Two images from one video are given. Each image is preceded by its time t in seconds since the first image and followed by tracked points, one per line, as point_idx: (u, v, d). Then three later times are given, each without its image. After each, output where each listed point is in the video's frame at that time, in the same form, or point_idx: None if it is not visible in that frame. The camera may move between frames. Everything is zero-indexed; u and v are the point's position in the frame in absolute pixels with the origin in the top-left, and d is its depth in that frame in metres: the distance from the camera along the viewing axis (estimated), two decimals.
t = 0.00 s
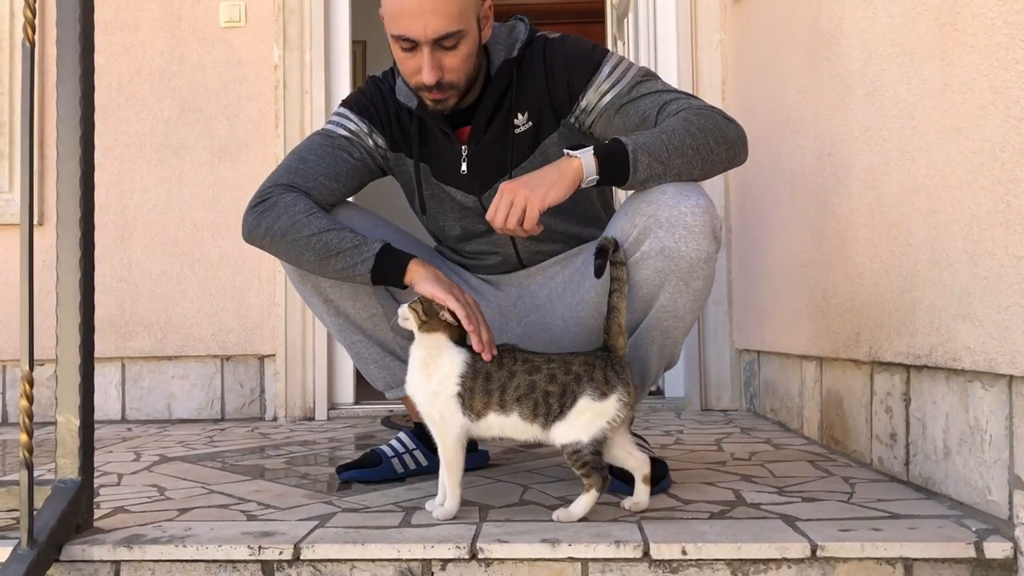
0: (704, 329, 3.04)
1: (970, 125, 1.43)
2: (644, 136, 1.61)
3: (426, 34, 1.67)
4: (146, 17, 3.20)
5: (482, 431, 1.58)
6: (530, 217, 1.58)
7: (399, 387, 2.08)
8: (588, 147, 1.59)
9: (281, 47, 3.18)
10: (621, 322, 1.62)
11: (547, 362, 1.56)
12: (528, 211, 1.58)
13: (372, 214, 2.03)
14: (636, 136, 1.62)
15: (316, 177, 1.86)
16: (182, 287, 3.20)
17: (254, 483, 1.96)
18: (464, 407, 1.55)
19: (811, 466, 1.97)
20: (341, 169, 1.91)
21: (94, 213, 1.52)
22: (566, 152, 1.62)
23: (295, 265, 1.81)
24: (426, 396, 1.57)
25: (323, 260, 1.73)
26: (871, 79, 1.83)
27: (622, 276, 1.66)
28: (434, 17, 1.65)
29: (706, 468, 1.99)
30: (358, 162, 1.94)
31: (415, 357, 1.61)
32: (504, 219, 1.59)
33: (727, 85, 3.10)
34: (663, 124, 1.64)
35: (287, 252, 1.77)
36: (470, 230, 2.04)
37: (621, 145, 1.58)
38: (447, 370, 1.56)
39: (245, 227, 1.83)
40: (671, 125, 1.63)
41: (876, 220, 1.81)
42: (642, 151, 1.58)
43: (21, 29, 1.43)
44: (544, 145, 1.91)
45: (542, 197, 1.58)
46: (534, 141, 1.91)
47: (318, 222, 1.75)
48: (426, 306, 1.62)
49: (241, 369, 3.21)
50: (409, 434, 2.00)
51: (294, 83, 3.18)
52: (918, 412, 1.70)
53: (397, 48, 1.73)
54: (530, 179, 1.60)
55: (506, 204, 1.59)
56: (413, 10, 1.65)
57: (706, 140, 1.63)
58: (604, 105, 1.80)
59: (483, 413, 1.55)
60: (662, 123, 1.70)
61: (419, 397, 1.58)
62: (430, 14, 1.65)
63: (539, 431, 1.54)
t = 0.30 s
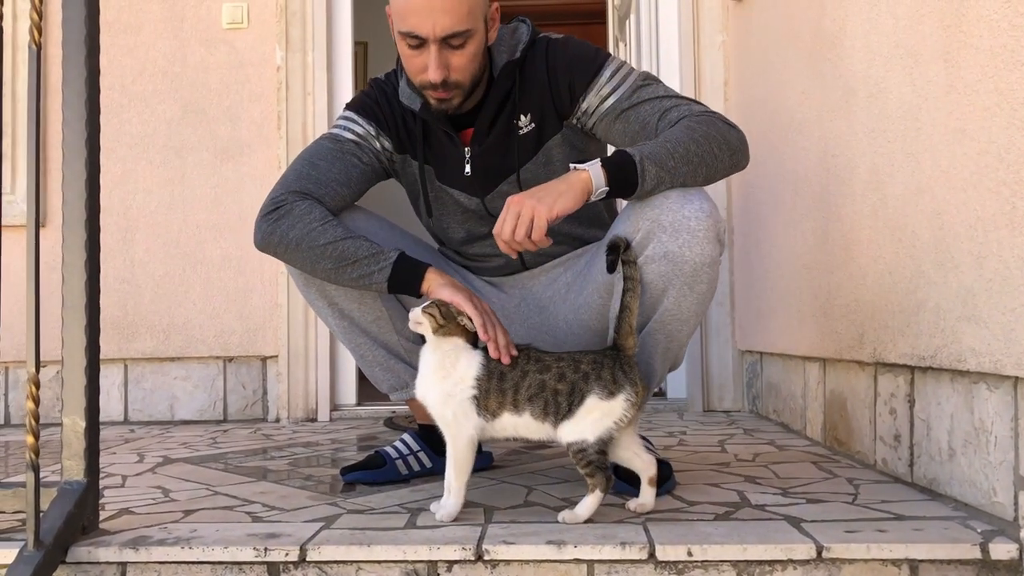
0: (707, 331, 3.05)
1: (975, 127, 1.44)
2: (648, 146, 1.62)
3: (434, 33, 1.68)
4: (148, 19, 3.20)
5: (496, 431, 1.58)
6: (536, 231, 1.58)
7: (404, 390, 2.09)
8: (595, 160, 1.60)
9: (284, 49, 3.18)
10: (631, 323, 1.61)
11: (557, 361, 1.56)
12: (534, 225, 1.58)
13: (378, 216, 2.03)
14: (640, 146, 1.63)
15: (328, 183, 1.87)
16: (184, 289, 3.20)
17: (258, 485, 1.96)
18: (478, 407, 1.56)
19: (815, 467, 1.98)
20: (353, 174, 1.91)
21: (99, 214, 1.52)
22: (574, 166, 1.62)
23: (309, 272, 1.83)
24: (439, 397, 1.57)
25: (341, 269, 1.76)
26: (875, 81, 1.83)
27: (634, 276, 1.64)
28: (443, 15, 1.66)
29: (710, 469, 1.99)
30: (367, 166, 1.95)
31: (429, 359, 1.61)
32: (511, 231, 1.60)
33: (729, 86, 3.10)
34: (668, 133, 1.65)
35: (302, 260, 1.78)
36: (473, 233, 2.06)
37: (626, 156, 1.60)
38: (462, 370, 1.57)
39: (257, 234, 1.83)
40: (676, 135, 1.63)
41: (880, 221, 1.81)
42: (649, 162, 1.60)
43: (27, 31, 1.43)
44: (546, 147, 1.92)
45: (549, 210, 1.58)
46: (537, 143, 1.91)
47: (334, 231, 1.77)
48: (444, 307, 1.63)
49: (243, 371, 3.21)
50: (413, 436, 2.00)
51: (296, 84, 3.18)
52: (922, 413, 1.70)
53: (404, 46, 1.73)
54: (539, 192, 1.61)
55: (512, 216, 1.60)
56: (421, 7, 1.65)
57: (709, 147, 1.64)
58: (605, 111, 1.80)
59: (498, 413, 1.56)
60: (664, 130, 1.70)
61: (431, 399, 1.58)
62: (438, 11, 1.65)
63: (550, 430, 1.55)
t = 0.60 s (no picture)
0: (707, 332, 3.06)
1: (975, 128, 1.44)
2: (644, 155, 1.63)
3: (437, 33, 1.68)
4: (149, 20, 3.21)
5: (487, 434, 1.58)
6: (530, 250, 1.61)
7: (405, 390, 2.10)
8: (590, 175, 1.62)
9: (284, 50, 3.19)
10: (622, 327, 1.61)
11: (552, 362, 1.56)
12: (529, 245, 1.61)
13: (381, 216, 2.03)
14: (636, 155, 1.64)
15: (333, 187, 1.87)
16: (185, 290, 3.20)
17: (260, 486, 1.96)
18: (472, 408, 1.55)
19: (815, 468, 1.98)
20: (357, 177, 1.91)
21: (102, 215, 1.52)
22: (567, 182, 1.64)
23: (313, 277, 1.83)
24: (433, 398, 1.56)
25: (347, 275, 1.76)
26: (875, 82, 1.83)
27: (636, 278, 1.65)
28: (444, 15, 1.66)
29: (711, 470, 1.99)
30: (370, 169, 1.95)
31: (426, 361, 1.60)
32: (507, 253, 1.63)
33: (729, 87, 3.11)
34: (665, 137, 1.65)
35: (308, 266, 1.79)
36: (475, 235, 2.07)
37: (623, 169, 1.61)
38: (458, 373, 1.56)
39: (262, 239, 1.82)
40: (673, 139, 1.63)
41: (880, 223, 1.81)
42: (645, 172, 1.61)
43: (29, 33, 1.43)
44: (547, 149, 1.93)
45: (544, 231, 1.60)
46: (537, 144, 1.92)
47: (339, 237, 1.77)
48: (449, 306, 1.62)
49: (244, 372, 3.21)
50: (414, 437, 2.00)
51: (297, 86, 3.19)
52: (922, 414, 1.71)
53: (405, 47, 1.73)
54: (533, 212, 1.63)
55: (508, 238, 1.63)
56: (422, 7, 1.66)
57: (707, 151, 1.64)
58: (604, 114, 1.79)
59: (492, 413, 1.56)
60: (662, 133, 1.70)
61: (425, 399, 1.57)
62: (439, 11, 1.66)
63: (542, 431, 1.55)
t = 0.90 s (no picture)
0: (707, 335, 3.07)
1: (975, 133, 1.45)
2: (643, 168, 1.63)
3: (439, 42, 1.69)
4: (152, 23, 3.22)
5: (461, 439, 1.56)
6: (534, 275, 1.59)
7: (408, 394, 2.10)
8: (586, 194, 1.61)
9: (287, 53, 3.20)
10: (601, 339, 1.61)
11: (532, 368, 1.57)
12: (532, 269, 1.59)
13: (380, 220, 2.05)
14: (636, 168, 1.64)
15: (327, 194, 1.88)
16: (187, 292, 3.21)
17: (264, 488, 1.97)
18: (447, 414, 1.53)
19: (816, 470, 1.99)
20: (353, 183, 1.92)
21: (108, 219, 1.53)
22: (566, 199, 1.63)
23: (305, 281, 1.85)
24: (407, 405, 1.53)
25: (337, 282, 1.78)
26: (876, 87, 1.84)
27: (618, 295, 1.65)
28: (446, 24, 1.67)
29: (712, 472, 2.01)
30: (369, 175, 1.96)
31: (396, 367, 1.56)
32: (510, 277, 1.60)
33: (730, 90, 3.12)
34: (664, 144, 1.66)
35: (301, 272, 1.81)
36: (475, 241, 2.08)
37: (623, 184, 1.61)
38: (431, 379, 1.53)
39: (256, 243, 1.85)
40: (672, 146, 1.64)
41: (881, 227, 1.82)
42: (644, 185, 1.62)
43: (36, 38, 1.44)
44: (547, 155, 1.94)
45: (545, 254, 1.59)
46: (538, 151, 1.93)
47: (330, 244, 1.79)
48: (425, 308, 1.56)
49: (246, 374, 3.22)
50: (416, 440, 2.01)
51: (299, 88, 3.20)
52: (923, 417, 1.72)
53: (407, 55, 1.74)
54: (531, 235, 1.61)
55: (509, 262, 1.60)
56: (424, 16, 1.66)
57: (707, 159, 1.65)
58: (603, 120, 1.81)
59: (466, 417, 1.54)
60: (661, 139, 1.71)
61: (399, 406, 1.54)
62: (441, 20, 1.66)
63: (520, 438, 1.55)
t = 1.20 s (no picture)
0: (709, 337, 3.07)
1: (979, 136, 1.45)
2: (643, 172, 1.64)
3: (451, 50, 1.69)
4: (154, 25, 3.22)
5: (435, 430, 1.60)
6: (545, 285, 1.61)
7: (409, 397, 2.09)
8: (591, 199, 1.61)
9: (288, 54, 3.20)
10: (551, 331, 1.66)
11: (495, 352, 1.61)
12: (542, 279, 1.61)
13: (380, 222, 2.05)
14: (637, 172, 1.64)
15: (324, 197, 1.88)
16: (189, 294, 3.21)
17: (266, 490, 1.97)
18: (418, 412, 1.57)
19: (818, 472, 1.99)
20: (352, 186, 1.91)
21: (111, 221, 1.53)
22: (569, 204, 1.64)
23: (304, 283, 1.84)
24: (377, 413, 1.55)
25: (335, 282, 1.77)
26: (879, 89, 1.84)
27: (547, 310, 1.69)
28: (457, 31, 1.67)
29: (715, 474, 2.01)
30: (368, 178, 1.95)
31: (356, 380, 1.58)
32: (520, 289, 1.62)
33: (731, 92, 3.12)
34: (665, 148, 1.66)
35: (299, 273, 1.81)
36: (476, 243, 2.08)
37: (624, 189, 1.62)
38: (397, 384, 1.56)
39: (255, 246, 1.85)
40: (673, 150, 1.64)
41: (883, 229, 1.82)
42: (646, 191, 1.62)
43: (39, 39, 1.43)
44: (548, 157, 1.94)
45: (555, 263, 1.61)
46: (539, 153, 1.93)
47: (327, 244, 1.78)
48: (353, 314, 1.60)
49: (247, 375, 3.21)
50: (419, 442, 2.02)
51: (301, 90, 3.20)
52: (926, 419, 1.72)
53: (419, 64, 1.74)
54: (538, 244, 1.62)
55: (518, 275, 1.61)
56: (436, 26, 1.66)
57: (708, 163, 1.65)
58: (604, 121, 1.81)
59: (438, 410, 1.58)
60: (661, 142, 1.72)
61: (368, 415, 1.56)
62: (452, 28, 1.66)
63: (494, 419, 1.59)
